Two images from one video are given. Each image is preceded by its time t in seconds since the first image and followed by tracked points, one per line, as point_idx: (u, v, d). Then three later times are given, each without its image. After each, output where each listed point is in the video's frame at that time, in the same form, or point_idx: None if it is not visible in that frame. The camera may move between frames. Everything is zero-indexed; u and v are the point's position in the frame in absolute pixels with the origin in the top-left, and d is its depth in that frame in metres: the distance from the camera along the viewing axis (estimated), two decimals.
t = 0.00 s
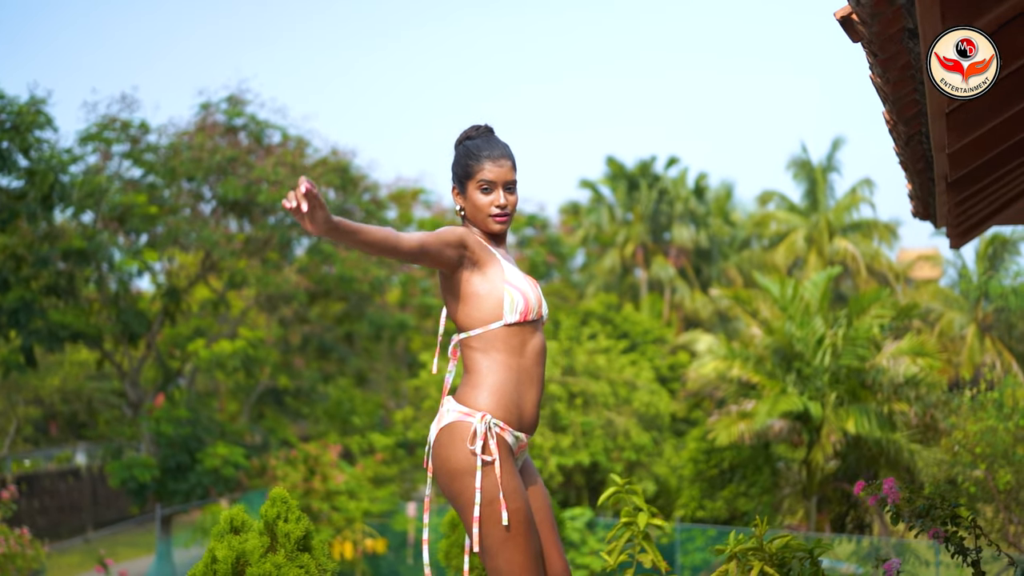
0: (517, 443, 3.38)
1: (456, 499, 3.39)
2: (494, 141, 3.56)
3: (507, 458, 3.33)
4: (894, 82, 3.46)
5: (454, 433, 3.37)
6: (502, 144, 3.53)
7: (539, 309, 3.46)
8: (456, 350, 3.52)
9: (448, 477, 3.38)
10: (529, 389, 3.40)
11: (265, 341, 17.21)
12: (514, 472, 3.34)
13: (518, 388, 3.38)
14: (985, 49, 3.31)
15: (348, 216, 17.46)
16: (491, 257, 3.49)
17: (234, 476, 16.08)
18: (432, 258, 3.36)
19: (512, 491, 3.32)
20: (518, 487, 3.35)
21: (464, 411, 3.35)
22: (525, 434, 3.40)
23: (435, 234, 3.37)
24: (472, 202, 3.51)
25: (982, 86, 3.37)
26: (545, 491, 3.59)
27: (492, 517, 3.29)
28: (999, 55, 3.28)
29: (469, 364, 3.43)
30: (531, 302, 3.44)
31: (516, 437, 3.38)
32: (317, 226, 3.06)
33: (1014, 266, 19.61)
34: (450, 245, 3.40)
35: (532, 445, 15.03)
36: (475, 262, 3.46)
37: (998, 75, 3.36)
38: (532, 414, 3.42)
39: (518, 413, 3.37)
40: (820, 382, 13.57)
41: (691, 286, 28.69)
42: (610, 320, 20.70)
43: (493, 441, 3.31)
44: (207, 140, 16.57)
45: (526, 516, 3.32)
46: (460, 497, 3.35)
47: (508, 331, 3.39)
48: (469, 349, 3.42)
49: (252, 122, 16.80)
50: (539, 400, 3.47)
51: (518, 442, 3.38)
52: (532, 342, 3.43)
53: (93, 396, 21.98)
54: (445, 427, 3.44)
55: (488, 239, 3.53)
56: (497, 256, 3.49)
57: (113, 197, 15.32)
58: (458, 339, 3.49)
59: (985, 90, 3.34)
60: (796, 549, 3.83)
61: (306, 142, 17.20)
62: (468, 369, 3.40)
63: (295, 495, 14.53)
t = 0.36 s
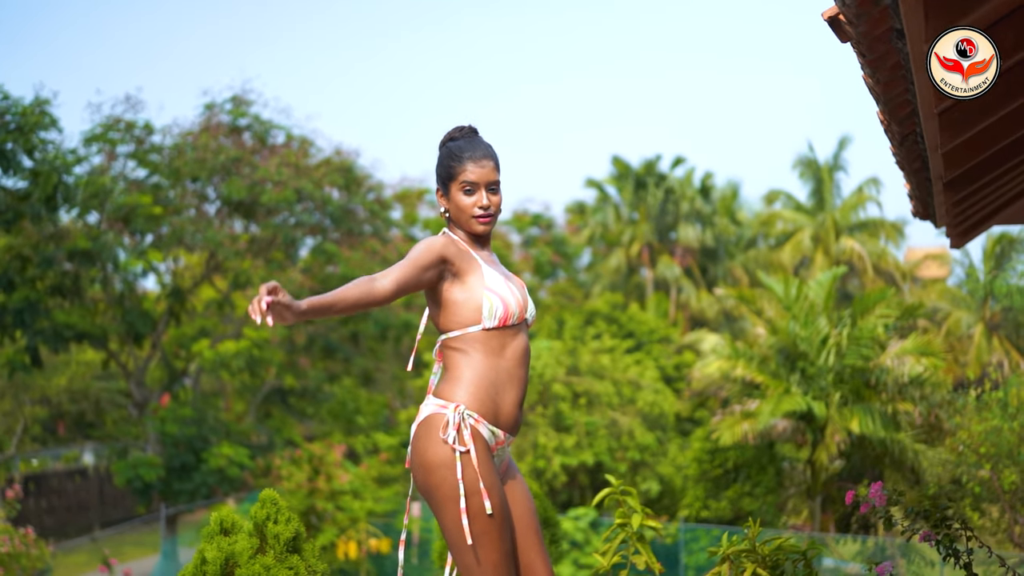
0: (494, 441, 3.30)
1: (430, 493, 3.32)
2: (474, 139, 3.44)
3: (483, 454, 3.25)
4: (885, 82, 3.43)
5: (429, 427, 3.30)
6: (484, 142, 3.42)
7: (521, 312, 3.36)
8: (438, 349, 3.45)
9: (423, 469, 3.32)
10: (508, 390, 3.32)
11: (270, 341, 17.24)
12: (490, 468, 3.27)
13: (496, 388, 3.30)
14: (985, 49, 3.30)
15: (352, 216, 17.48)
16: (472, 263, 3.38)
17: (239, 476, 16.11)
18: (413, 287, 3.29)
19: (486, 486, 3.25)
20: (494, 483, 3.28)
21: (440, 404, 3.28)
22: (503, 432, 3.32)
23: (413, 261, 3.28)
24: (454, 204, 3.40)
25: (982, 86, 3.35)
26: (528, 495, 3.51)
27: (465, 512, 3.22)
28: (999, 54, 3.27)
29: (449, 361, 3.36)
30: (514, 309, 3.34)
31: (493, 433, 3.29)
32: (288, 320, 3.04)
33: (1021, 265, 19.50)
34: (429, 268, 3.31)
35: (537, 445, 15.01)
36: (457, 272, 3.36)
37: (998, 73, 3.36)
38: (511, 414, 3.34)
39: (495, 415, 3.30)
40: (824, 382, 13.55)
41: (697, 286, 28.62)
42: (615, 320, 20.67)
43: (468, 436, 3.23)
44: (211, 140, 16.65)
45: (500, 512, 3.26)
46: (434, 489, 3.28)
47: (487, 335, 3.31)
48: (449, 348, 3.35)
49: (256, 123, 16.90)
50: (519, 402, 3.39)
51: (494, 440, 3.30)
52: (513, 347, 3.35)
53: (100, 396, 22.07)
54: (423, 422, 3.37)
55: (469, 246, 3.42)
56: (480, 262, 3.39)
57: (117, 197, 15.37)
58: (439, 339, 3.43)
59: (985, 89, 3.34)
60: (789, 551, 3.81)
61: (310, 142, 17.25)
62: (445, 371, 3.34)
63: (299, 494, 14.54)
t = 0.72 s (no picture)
0: (473, 435, 3.25)
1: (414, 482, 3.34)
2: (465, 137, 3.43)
3: (455, 449, 3.22)
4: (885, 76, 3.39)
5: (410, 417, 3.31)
6: (474, 140, 3.39)
7: (506, 310, 3.29)
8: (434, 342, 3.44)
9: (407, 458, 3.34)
10: (491, 386, 3.25)
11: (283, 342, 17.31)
12: (466, 460, 3.23)
13: (476, 385, 3.25)
14: (985, 49, 3.31)
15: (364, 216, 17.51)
16: (457, 263, 3.34)
17: (251, 476, 16.18)
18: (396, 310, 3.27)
19: (458, 479, 3.23)
20: (469, 478, 3.24)
21: (419, 395, 3.28)
22: (483, 428, 3.26)
23: (395, 284, 3.26)
24: (443, 202, 3.39)
25: (982, 87, 3.35)
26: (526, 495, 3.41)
27: (439, 503, 3.23)
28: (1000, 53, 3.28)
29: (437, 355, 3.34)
30: (497, 310, 3.27)
31: (471, 428, 3.24)
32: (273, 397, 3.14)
33: None
34: (414, 287, 3.28)
35: (548, 446, 14.99)
36: (441, 275, 3.32)
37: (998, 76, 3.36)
38: (496, 411, 3.27)
39: (475, 411, 3.24)
40: (837, 383, 13.48)
41: (711, 286, 28.55)
42: (629, 321, 20.64)
43: (438, 429, 3.21)
44: (224, 141, 16.78)
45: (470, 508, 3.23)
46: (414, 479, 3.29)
47: (470, 333, 3.26)
48: (435, 344, 3.33)
49: (268, 124, 17.03)
50: (509, 398, 3.31)
51: (473, 435, 3.25)
52: (500, 343, 3.28)
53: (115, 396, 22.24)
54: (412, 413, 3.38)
55: (458, 248, 3.39)
56: (467, 261, 3.36)
57: (130, 198, 15.48)
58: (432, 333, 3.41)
59: (985, 89, 3.34)
60: (791, 551, 3.80)
61: (322, 143, 17.32)
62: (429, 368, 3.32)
63: (311, 494, 14.55)
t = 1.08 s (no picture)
0: (444, 430, 3.24)
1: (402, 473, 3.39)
2: (463, 133, 3.42)
3: (424, 442, 3.24)
4: (886, 68, 3.36)
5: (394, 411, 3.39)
6: (468, 137, 3.37)
7: (484, 310, 3.25)
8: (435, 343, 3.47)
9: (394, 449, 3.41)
10: (464, 383, 3.23)
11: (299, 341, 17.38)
12: (436, 453, 3.24)
13: (451, 381, 3.24)
14: (985, 49, 3.34)
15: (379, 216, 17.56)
16: (442, 263, 3.34)
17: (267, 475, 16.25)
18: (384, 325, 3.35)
19: (428, 472, 3.24)
20: (441, 472, 3.24)
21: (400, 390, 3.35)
22: (456, 423, 3.23)
23: (381, 301, 3.33)
24: (437, 199, 3.39)
25: (982, 87, 3.36)
26: (520, 497, 3.32)
27: (408, 494, 3.26)
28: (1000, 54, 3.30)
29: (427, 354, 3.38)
30: (474, 311, 3.25)
31: (444, 423, 3.23)
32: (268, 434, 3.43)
33: None
34: (399, 299, 3.33)
35: (563, 445, 14.97)
36: (424, 277, 3.33)
37: (1000, 76, 3.37)
38: (472, 408, 3.24)
39: (449, 407, 3.24)
40: (854, 382, 13.37)
41: (728, 285, 28.43)
42: (646, 320, 20.58)
43: (408, 421, 3.26)
44: (239, 142, 16.92)
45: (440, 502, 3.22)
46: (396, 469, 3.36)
47: (447, 332, 3.26)
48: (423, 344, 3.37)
49: (284, 124, 17.16)
50: (490, 395, 3.26)
51: (446, 429, 3.23)
52: (476, 340, 3.25)
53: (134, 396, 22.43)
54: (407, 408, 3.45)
55: (448, 249, 3.39)
56: (454, 260, 3.34)
57: (146, 197, 15.61)
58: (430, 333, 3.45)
59: (984, 89, 3.35)
60: (796, 551, 3.75)
61: (337, 143, 17.41)
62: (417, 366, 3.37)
63: (326, 493, 14.58)
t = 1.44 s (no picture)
0: (421, 426, 3.28)
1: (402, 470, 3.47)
2: (465, 129, 3.42)
3: (402, 437, 3.29)
4: (891, 59, 3.31)
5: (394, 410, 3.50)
6: (466, 130, 3.37)
7: (451, 310, 3.25)
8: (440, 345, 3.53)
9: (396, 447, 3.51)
10: (438, 381, 3.27)
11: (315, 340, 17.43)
12: (413, 448, 3.28)
13: (427, 379, 3.30)
14: (984, 49, 3.32)
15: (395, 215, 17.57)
16: (423, 260, 3.37)
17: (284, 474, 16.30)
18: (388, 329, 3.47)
19: (407, 466, 3.28)
20: (419, 467, 3.26)
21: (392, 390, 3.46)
22: (431, 420, 3.26)
23: (376, 310, 3.45)
24: (431, 190, 3.41)
25: (982, 87, 3.39)
26: (511, 500, 3.26)
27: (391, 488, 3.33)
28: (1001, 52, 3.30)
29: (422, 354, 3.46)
30: (439, 311, 3.26)
31: (421, 419, 3.28)
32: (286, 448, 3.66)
33: None
34: (391, 306, 3.42)
35: (579, 444, 14.93)
36: (406, 276, 3.37)
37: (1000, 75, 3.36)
38: (448, 404, 3.26)
39: (426, 402, 3.29)
40: (871, 380, 13.26)
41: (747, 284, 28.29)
42: (664, 318, 20.48)
43: (389, 416, 3.35)
44: (254, 141, 17.03)
45: (418, 497, 3.25)
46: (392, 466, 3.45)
47: (424, 332, 3.32)
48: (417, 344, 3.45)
49: (300, 123, 17.29)
50: (467, 392, 3.25)
51: (424, 425, 3.27)
52: (449, 336, 3.25)
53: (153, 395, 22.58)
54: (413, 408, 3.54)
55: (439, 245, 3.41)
56: (435, 257, 3.36)
57: (162, 197, 15.72)
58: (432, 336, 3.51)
59: (984, 89, 3.37)
60: (800, 552, 3.71)
61: (353, 142, 17.47)
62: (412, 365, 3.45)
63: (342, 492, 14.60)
